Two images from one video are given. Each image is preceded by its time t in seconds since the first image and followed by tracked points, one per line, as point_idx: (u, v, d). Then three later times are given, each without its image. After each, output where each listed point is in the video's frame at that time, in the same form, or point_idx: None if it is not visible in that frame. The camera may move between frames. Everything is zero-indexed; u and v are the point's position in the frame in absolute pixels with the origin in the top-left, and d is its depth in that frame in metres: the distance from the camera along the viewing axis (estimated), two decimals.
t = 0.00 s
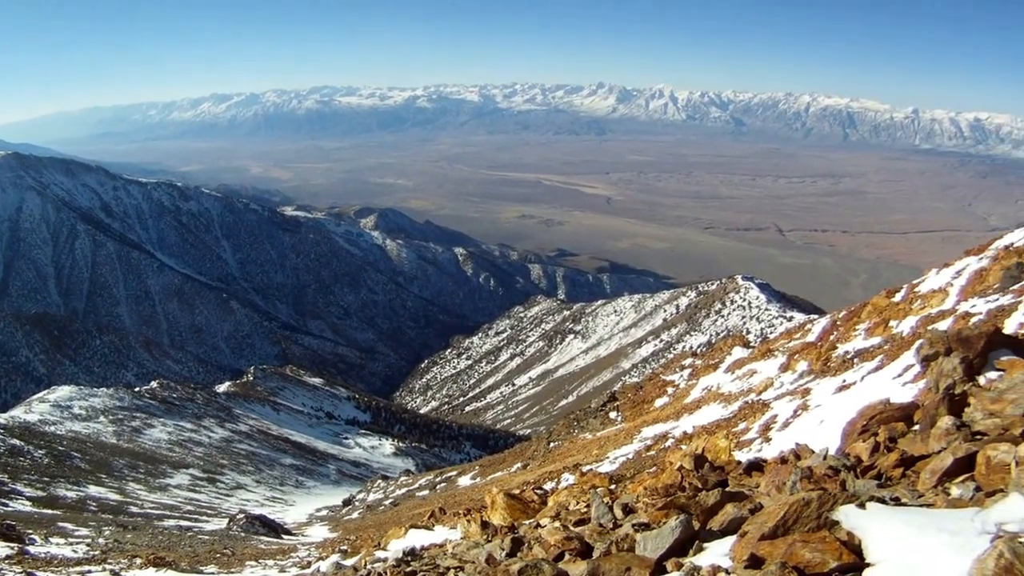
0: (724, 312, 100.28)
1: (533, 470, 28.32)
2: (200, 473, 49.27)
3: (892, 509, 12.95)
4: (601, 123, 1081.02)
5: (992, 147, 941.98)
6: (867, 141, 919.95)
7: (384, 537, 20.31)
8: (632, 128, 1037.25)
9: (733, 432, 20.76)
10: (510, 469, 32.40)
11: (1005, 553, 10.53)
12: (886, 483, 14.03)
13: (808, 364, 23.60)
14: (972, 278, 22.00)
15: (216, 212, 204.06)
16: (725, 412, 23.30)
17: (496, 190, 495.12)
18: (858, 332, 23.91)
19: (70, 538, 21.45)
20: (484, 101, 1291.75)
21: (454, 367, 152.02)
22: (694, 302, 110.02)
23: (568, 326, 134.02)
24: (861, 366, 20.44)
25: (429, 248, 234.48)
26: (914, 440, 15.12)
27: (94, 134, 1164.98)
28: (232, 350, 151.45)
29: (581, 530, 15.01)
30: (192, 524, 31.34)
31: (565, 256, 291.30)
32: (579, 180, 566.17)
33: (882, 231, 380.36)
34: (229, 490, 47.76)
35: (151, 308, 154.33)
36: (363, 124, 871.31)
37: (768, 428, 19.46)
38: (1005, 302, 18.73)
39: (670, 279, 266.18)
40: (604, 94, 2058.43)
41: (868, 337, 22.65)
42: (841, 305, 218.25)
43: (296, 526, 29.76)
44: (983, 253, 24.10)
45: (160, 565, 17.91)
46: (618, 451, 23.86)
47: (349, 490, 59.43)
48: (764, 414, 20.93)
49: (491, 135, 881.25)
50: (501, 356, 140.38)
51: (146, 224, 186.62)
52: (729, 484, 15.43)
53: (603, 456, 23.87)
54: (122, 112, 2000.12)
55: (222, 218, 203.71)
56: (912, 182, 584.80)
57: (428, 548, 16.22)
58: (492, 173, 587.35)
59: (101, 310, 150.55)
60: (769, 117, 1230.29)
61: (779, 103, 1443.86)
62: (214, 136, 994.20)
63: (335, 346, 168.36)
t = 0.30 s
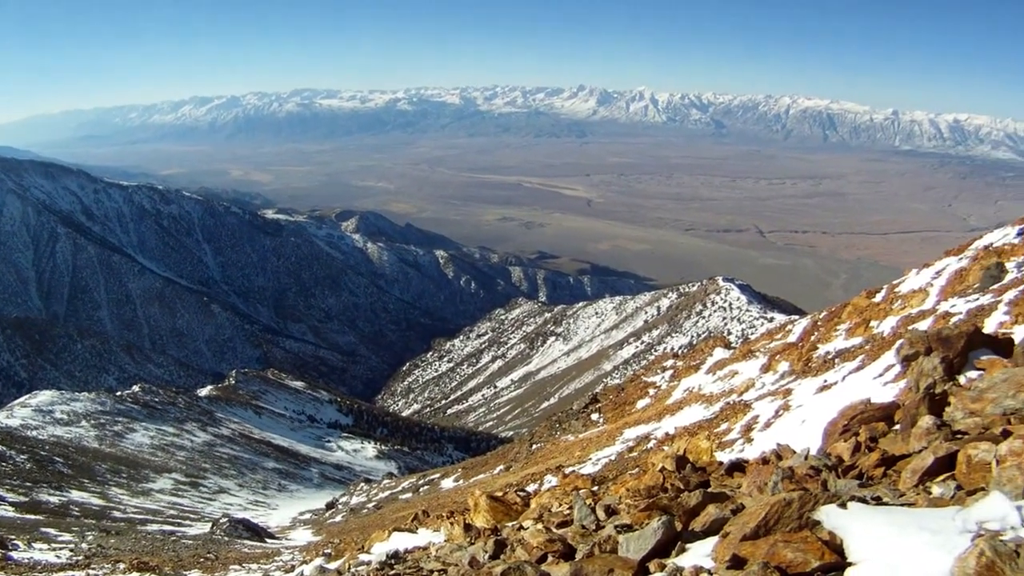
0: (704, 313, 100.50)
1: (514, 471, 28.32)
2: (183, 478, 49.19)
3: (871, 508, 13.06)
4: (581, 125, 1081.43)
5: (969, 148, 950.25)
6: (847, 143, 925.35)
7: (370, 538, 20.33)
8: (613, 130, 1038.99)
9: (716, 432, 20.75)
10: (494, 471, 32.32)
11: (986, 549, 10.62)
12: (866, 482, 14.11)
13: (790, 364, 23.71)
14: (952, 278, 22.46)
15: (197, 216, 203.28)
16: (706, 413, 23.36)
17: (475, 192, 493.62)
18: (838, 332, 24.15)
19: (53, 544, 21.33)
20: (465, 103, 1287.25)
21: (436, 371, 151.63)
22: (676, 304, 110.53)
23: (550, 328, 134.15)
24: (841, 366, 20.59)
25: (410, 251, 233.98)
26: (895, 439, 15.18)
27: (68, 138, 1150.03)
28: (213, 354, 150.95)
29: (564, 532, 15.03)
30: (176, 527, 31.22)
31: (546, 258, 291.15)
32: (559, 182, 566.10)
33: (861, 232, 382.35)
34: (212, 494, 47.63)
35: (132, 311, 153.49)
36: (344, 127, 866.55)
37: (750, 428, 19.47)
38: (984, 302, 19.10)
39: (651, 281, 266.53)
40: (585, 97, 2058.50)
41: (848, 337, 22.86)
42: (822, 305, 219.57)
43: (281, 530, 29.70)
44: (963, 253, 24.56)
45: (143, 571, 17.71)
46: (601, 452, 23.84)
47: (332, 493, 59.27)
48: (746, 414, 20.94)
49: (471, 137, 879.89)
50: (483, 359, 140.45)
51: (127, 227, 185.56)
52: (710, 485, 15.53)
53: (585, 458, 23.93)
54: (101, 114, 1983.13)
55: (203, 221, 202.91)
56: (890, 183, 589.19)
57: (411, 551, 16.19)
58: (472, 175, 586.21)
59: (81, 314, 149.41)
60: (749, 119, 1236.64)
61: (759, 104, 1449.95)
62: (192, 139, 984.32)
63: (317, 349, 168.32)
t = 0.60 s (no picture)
0: (686, 315, 100.33)
1: (496, 474, 28.29)
2: (166, 482, 49.06)
3: (852, 508, 13.08)
4: (562, 127, 1080.97)
5: (947, 149, 956.13)
6: (827, 144, 929.58)
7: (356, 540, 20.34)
8: (593, 133, 1040.04)
9: (698, 433, 20.81)
10: (476, 474, 32.26)
11: (969, 546, 10.70)
12: (846, 483, 14.17)
13: (770, 366, 23.88)
14: (931, 278, 22.91)
15: (177, 219, 202.06)
16: (688, 415, 23.34)
17: (456, 195, 491.98)
18: (819, 332, 24.35)
19: (36, 549, 21.18)
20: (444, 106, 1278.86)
21: (417, 373, 151.14)
22: (657, 305, 111.02)
23: (531, 331, 134.10)
24: (822, 367, 20.74)
25: (390, 254, 233.61)
26: (876, 439, 15.28)
27: (43, 142, 1134.43)
28: (195, 357, 150.02)
29: (547, 535, 15.03)
30: (160, 532, 31.10)
31: (527, 261, 290.39)
32: (539, 185, 565.64)
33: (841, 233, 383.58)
34: (195, 498, 47.54)
35: (113, 315, 151.94)
36: (324, 130, 859.72)
37: (732, 430, 19.48)
38: (963, 302, 19.49)
39: (632, 283, 266.44)
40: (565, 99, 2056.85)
41: (829, 338, 23.05)
42: (802, 306, 220.61)
43: (264, 534, 29.66)
44: (943, 253, 25.05)
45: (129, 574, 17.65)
46: (583, 454, 23.90)
47: (315, 497, 59.07)
48: (727, 416, 20.98)
49: (452, 139, 877.96)
50: (465, 361, 140.25)
51: (108, 230, 183.67)
52: (693, 487, 15.50)
53: (567, 460, 23.95)
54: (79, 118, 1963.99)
55: (184, 225, 201.70)
56: (870, 184, 592.52)
57: (394, 555, 16.16)
58: (452, 178, 584.76)
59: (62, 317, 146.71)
60: (729, 122, 1240.85)
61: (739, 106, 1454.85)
62: (169, 142, 972.58)
63: (299, 352, 167.68)
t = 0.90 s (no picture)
0: (667, 315, 100.46)
1: (478, 475, 28.29)
2: (148, 487, 48.89)
3: (834, 507, 13.06)
4: (543, 129, 1078.90)
5: (927, 150, 959.34)
6: (807, 146, 932.88)
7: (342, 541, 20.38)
8: (573, 135, 1039.51)
9: (680, 434, 20.88)
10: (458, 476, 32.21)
11: (951, 545, 10.84)
12: (829, 483, 14.18)
13: (752, 366, 24.03)
14: (912, 278, 23.44)
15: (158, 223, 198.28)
16: (670, 416, 23.45)
17: (436, 197, 489.19)
18: (800, 332, 24.65)
19: (18, 555, 21.02)
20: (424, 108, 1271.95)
21: (399, 376, 150.28)
22: (638, 307, 111.21)
23: (512, 333, 133.96)
24: (804, 367, 20.90)
25: (371, 257, 231.42)
26: (857, 439, 15.34)
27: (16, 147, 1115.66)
28: (177, 362, 147.24)
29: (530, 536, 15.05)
30: (142, 537, 30.90)
31: (508, 263, 288.35)
32: (520, 187, 563.71)
33: (821, 234, 383.86)
34: (177, 502, 47.41)
35: (94, 320, 148.14)
36: (304, 133, 852.99)
37: (714, 431, 19.52)
38: (945, 302, 19.91)
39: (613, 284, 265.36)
40: (546, 102, 2055.26)
41: (810, 338, 23.32)
42: (783, 306, 221.21)
43: (247, 537, 29.51)
44: (923, 254, 25.50)
45: None
46: (565, 456, 24.02)
47: (298, 500, 58.68)
48: (709, 416, 21.04)
49: (432, 142, 874.53)
50: (446, 364, 139.73)
51: (89, 235, 179.49)
52: (674, 487, 15.61)
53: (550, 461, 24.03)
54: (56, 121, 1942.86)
55: (165, 228, 198.00)
56: (850, 185, 594.67)
57: (379, 559, 16.16)
58: (432, 180, 581.99)
59: (42, 323, 141.71)
60: (709, 124, 1243.14)
61: (720, 107, 1458.04)
62: (147, 145, 961.24)
63: (280, 355, 164.89)
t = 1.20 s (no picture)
0: (649, 316, 100.87)
1: (460, 476, 28.34)
2: (130, 491, 48.74)
3: (815, 508, 13.12)
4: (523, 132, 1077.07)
5: (907, 152, 963.53)
6: (787, 147, 935.73)
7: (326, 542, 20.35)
8: (553, 139, 1038.75)
9: (661, 434, 20.94)
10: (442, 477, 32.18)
11: (930, 544, 10.98)
12: (810, 482, 14.24)
13: (733, 367, 24.19)
14: (892, 279, 23.92)
15: (139, 227, 194.43)
16: (652, 416, 23.57)
17: (417, 200, 486.30)
18: (781, 332, 24.98)
19: None
20: (404, 111, 1265.76)
21: (381, 378, 149.78)
22: (619, 308, 111.40)
23: (493, 335, 133.97)
24: (785, 367, 21.09)
25: (352, 260, 229.70)
26: (839, 439, 15.41)
27: None
28: (159, 365, 144.61)
29: (513, 538, 15.00)
30: (125, 541, 30.76)
31: (488, 264, 286.36)
32: (500, 189, 562.17)
33: (802, 235, 384.29)
34: (161, 506, 47.28)
35: (76, 324, 144.57)
36: (284, 136, 846.29)
37: (695, 430, 19.60)
38: (924, 303, 20.34)
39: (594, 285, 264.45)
40: (526, 105, 2056.64)
41: (791, 338, 23.63)
42: (764, 306, 221.89)
43: (233, 539, 29.47)
44: (902, 254, 25.88)
45: None
46: (547, 457, 24.21)
47: (282, 502, 58.34)
48: (690, 416, 21.15)
49: (412, 144, 871.74)
50: (427, 366, 139.63)
51: (69, 238, 175.31)
52: (656, 488, 15.65)
53: (532, 462, 24.15)
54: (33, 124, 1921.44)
55: (146, 232, 194.33)
56: (830, 187, 596.83)
57: (360, 562, 16.23)
58: (413, 182, 579.33)
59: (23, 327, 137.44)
60: (690, 126, 1244.72)
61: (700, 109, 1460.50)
62: (125, 149, 948.77)
63: (261, 358, 162.66)
